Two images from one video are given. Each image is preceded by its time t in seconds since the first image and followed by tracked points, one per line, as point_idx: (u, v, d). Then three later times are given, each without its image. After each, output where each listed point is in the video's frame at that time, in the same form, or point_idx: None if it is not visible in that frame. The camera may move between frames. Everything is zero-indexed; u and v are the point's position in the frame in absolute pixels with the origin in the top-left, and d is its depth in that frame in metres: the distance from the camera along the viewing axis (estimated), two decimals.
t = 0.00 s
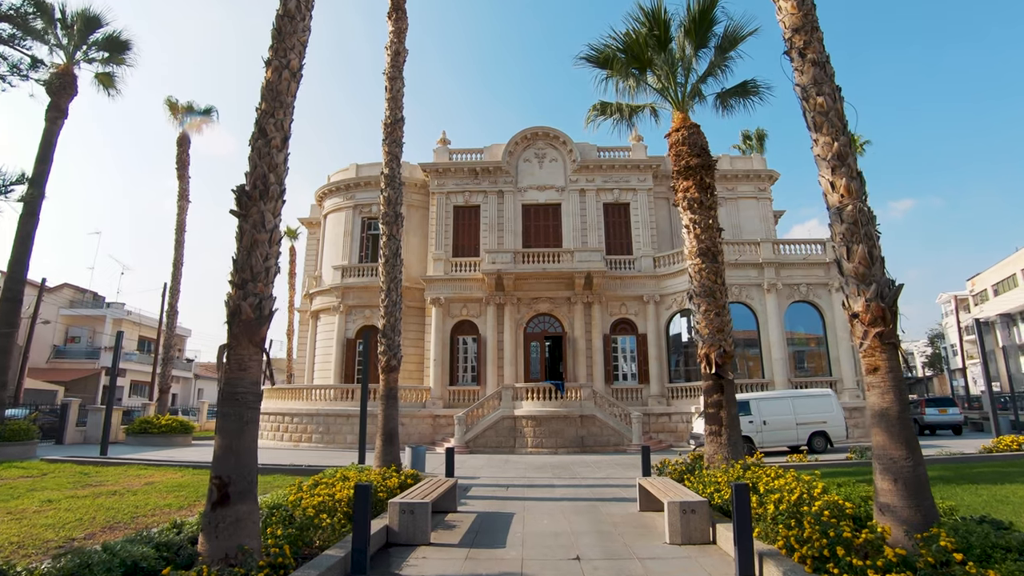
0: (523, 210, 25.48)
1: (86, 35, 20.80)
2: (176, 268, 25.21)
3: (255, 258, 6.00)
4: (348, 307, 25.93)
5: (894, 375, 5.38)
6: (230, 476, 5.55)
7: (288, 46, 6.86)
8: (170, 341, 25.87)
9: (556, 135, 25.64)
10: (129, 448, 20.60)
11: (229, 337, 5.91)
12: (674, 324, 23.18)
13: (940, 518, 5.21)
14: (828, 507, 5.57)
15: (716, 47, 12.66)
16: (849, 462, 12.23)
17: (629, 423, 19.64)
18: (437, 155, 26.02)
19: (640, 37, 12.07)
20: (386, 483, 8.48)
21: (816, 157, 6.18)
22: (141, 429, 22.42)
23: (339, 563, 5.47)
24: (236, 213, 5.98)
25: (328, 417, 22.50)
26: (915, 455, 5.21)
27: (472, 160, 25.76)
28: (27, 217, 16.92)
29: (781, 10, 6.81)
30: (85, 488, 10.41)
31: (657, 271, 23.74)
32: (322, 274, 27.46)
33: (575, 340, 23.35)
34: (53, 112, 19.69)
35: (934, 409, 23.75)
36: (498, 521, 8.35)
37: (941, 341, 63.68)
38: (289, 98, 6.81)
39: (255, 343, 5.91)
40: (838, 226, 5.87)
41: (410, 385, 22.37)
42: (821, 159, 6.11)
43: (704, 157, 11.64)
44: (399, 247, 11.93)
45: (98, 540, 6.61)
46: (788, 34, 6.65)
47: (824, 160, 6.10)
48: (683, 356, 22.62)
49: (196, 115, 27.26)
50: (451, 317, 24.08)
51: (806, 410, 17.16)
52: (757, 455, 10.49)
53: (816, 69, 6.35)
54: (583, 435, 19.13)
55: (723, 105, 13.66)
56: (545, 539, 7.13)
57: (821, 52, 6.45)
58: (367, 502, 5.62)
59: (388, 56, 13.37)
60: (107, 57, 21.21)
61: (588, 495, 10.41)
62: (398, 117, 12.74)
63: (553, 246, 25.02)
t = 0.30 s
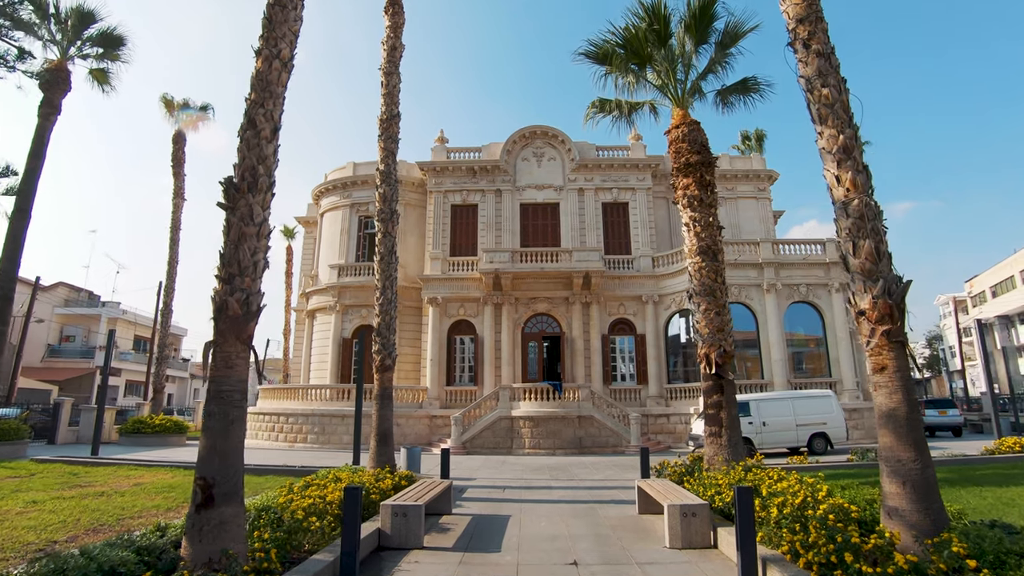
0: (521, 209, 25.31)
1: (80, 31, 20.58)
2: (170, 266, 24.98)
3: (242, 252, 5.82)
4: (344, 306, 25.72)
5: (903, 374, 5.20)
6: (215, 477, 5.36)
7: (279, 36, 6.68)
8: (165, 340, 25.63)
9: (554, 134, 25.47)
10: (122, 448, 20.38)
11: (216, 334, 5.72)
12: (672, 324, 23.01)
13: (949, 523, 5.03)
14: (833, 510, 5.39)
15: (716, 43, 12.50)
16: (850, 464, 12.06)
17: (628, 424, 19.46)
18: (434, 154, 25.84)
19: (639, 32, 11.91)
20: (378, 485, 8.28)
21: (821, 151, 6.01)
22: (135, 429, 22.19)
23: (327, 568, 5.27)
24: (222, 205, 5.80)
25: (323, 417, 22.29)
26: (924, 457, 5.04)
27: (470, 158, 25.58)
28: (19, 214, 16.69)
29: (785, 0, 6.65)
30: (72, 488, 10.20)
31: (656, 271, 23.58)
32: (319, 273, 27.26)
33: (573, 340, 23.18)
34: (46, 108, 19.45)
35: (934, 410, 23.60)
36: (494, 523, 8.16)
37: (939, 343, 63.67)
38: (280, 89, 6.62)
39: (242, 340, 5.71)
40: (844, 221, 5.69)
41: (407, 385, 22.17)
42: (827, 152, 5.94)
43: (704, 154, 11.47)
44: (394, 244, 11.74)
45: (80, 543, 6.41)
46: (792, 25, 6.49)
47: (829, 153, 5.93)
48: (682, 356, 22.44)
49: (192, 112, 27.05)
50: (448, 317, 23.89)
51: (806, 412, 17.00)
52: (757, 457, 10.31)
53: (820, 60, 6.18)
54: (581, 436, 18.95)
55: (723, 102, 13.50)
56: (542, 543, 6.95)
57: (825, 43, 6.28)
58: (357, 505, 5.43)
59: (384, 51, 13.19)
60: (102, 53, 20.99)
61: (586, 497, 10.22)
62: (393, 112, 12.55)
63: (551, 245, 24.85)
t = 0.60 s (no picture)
0: (519, 208, 25.13)
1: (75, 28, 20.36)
2: (166, 265, 24.77)
3: (230, 247, 5.64)
4: (341, 306, 25.53)
5: (913, 374, 5.02)
6: (200, 480, 5.16)
7: (269, 26, 6.49)
8: (160, 340, 25.41)
9: (553, 133, 25.29)
10: (116, 448, 20.17)
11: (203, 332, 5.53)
12: (672, 324, 22.84)
13: (961, 529, 4.85)
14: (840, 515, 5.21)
15: (717, 39, 12.33)
16: (852, 465, 11.88)
17: (627, 425, 19.31)
18: (432, 153, 25.65)
19: (640, 26, 11.71)
20: (372, 487, 8.09)
21: (827, 144, 5.83)
22: (130, 430, 21.98)
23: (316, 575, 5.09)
24: (210, 199, 5.61)
25: (320, 418, 22.09)
26: (936, 460, 4.86)
27: (468, 157, 25.40)
28: (12, 213, 16.48)
29: None
30: (61, 491, 9.98)
31: (656, 271, 23.40)
32: (316, 272, 27.06)
33: (572, 340, 23.02)
34: (40, 105, 19.19)
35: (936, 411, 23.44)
36: (490, 527, 7.98)
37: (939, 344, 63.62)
38: (270, 81, 6.43)
39: (229, 338, 5.52)
40: (851, 216, 5.51)
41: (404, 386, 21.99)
42: (833, 146, 5.77)
43: (705, 151, 11.29)
44: (390, 242, 11.56)
45: (63, 548, 6.21)
46: (798, 14, 6.31)
47: (835, 147, 5.75)
48: (682, 357, 22.26)
49: (188, 110, 26.84)
50: (446, 317, 23.70)
51: (807, 412, 16.84)
52: (759, 458, 10.14)
53: (827, 51, 6.00)
54: (580, 437, 18.76)
55: (723, 99, 13.32)
56: (539, 547, 6.76)
57: (832, 34, 6.10)
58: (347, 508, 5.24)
59: (380, 47, 13.00)
60: (97, 50, 20.76)
61: (585, 499, 10.04)
62: (390, 109, 12.37)
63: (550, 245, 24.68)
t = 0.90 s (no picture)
0: (518, 207, 24.95)
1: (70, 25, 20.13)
2: (163, 265, 24.58)
3: (219, 243, 5.45)
4: (339, 306, 25.34)
5: (926, 373, 4.84)
6: (187, 484, 4.99)
7: (261, 16, 6.29)
8: (157, 340, 25.22)
9: (552, 131, 25.11)
10: (112, 449, 19.97)
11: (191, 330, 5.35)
12: (672, 324, 22.66)
13: (977, 533, 4.68)
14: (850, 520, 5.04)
15: (718, 33, 12.15)
16: (856, 466, 11.71)
17: (628, 425, 19.14)
18: (431, 151, 25.45)
19: (640, 21, 11.53)
20: (368, 490, 7.92)
21: (836, 135, 5.66)
22: (126, 430, 21.79)
23: None
24: (198, 193, 5.44)
25: (317, 418, 21.91)
26: (950, 463, 4.69)
27: (467, 156, 25.20)
28: (5, 212, 16.25)
29: None
30: (51, 493, 9.80)
31: (656, 270, 23.23)
32: (314, 272, 26.87)
33: (571, 340, 22.85)
34: (34, 103, 18.96)
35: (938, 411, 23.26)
36: (489, 530, 7.80)
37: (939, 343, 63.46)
38: (262, 72, 6.24)
39: (218, 337, 5.34)
40: (861, 210, 5.34)
41: (403, 386, 21.81)
42: (842, 138, 5.59)
43: (706, 147, 11.12)
44: (387, 240, 11.37)
45: (48, 553, 6.04)
46: (804, 4, 6.13)
47: (844, 139, 5.59)
48: (682, 356, 22.05)
49: (185, 109, 26.64)
50: (444, 317, 23.53)
51: (810, 412, 16.66)
52: (762, 459, 9.97)
53: (834, 41, 5.83)
54: (580, 437, 18.58)
55: (725, 95, 13.14)
56: (538, 552, 6.59)
57: (840, 23, 5.92)
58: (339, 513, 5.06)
59: (377, 43, 12.80)
60: (92, 48, 20.54)
61: (585, 501, 9.86)
62: (387, 105, 12.18)
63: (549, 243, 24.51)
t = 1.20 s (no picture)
0: (518, 205, 24.74)
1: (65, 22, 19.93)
2: (159, 264, 24.38)
3: (206, 237, 5.26)
4: (338, 305, 25.14)
5: (942, 371, 4.64)
6: (171, 487, 4.78)
7: (251, 3, 6.08)
8: (154, 340, 25.01)
9: (552, 129, 24.91)
10: (107, 450, 19.77)
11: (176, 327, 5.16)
12: (674, 323, 22.45)
13: (995, 539, 4.48)
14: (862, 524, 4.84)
15: (721, 27, 11.96)
16: (861, 466, 11.51)
17: (629, 425, 18.94)
18: (429, 149, 25.24)
19: (641, 13, 11.34)
20: (363, 493, 7.71)
21: (846, 125, 5.45)
22: (122, 431, 21.60)
23: None
24: (184, 185, 5.24)
25: (315, 419, 21.70)
26: (967, 465, 4.49)
27: (466, 154, 25.01)
28: None
29: None
30: (40, 496, 9.59)
31: (657, 269, 23.02)
32: (312, 271, 26.67)
33: (572, 340, 22.65)
34: (28, 100, 18.76)
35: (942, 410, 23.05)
36: (487, 534, 7.60)
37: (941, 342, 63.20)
38: (252, 61, 6.04)
39: (204, 335, 5.13)
40: (873, 201, 5.13)
41: (401, 386, 21.60)
42: (852, 127, 5.39)
43: (709, 143, 10.93)
44: (383, 237, 11.16)
45: (32, 558, 5.84)
46: None
47: (855, 128, 5.38)
48: (683, 356, 21.84)
49: (182, 108, 26.45)
50: (444, 316, 23.33)
51: (813, 413, 16.45)
52: (767, 460, 9.77)
53: (843, 27, 5.62)
54: (580, 438, 18.37)
55: (728, 90, 12.94)
56: (538, 556, 6.39)
57: (849, 8, 5.71)
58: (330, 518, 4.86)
59: (374, 37, 12.59)
60: (87, 45, 20.34)
61: (586, 503, 9.65)
62: (384, 100, 11.97)
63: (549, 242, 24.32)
